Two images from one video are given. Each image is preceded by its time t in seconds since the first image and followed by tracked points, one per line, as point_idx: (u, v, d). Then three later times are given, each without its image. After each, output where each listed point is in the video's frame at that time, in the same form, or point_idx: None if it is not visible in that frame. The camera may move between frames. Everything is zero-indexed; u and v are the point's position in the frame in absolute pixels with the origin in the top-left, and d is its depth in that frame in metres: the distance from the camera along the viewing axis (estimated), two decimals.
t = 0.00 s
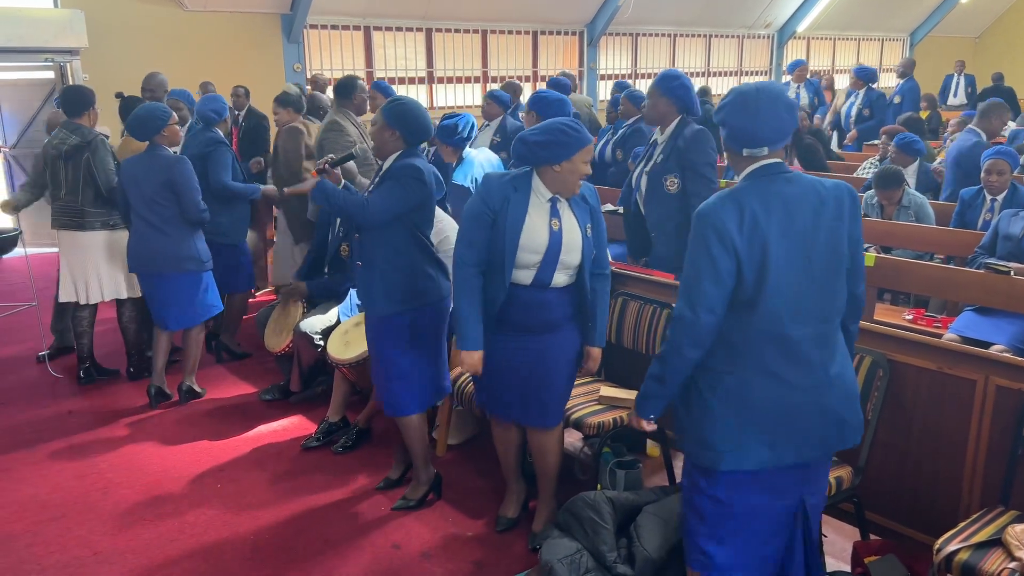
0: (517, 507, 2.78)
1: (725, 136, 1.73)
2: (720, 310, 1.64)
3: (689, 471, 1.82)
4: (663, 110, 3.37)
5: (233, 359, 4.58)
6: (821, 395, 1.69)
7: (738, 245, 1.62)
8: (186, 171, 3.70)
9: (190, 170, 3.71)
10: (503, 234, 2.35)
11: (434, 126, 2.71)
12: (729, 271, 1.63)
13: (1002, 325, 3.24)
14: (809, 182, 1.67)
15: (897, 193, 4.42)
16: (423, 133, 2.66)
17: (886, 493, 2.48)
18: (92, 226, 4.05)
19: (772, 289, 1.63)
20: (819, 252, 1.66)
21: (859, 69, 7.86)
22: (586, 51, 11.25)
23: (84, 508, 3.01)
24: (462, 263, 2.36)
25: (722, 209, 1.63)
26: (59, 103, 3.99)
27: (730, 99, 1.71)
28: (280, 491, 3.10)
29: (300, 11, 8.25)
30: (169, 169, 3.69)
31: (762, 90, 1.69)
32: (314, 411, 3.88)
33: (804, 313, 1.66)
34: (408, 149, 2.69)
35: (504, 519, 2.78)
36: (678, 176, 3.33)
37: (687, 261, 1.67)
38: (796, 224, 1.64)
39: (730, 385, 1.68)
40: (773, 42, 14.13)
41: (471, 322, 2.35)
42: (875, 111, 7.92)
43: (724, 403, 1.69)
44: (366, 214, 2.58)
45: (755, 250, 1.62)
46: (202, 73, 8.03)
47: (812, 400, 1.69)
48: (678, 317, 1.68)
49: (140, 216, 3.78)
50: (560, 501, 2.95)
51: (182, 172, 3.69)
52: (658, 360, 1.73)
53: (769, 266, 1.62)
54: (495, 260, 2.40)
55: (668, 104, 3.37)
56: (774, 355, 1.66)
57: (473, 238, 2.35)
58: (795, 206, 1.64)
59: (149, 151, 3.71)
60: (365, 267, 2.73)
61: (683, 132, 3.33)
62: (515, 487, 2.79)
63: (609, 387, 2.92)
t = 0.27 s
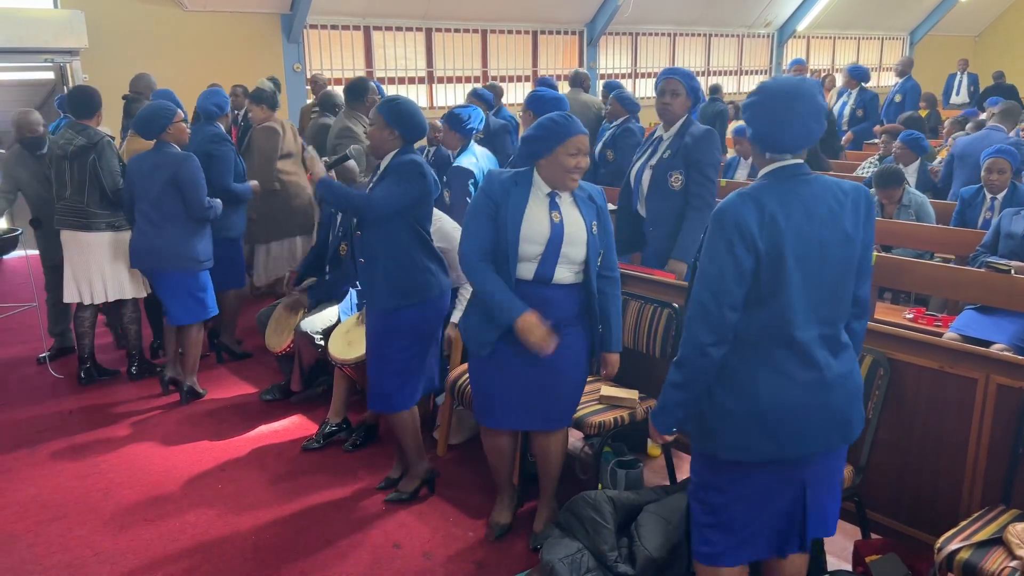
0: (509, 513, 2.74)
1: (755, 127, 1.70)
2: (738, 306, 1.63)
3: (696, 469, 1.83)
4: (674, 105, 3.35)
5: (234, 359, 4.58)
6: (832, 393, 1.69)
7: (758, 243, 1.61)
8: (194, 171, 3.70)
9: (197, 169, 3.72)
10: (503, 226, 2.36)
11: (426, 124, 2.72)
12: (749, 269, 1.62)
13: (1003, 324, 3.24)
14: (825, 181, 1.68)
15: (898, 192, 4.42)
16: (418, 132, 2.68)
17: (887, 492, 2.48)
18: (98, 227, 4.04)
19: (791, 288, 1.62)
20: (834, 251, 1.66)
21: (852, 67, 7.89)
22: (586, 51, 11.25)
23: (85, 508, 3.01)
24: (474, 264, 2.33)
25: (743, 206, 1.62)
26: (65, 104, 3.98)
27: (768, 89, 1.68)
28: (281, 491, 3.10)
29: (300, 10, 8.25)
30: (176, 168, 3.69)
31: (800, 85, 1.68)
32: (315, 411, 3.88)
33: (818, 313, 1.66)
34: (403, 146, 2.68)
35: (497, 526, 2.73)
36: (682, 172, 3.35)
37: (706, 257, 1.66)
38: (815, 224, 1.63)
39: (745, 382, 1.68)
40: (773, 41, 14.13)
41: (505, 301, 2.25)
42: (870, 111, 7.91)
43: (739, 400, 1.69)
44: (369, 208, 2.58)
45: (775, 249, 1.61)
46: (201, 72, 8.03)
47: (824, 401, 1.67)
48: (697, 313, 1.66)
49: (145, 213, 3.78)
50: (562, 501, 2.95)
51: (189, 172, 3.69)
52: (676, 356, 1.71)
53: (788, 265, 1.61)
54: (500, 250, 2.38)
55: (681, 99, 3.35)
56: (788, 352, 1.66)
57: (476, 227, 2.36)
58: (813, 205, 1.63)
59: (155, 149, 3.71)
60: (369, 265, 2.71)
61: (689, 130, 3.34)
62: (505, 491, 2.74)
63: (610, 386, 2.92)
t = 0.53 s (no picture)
0: (507, 515, 2.75)
1: (768, 126, 1.66)
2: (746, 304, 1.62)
3: (696, 469, 1.84)
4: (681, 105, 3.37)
5: (234, 359, 4.58)
6: (836, 392, 1.68)
7: (767, 240, 1.59)
8: (192, 170, 3.70)
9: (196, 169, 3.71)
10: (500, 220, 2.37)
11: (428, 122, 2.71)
12: (755, 267, 1.61)
13: (1001, 323, 3.24)
14: (830, 181, 1.67)
15: (896, 192, 4.41)
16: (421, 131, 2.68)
17: (886, 492, 2.48)
18: (98, 228, 4.05)
19: (798, 287, 1.61)
20: (838, 250, 1.65)
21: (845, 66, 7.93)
22: (585, 51, 11.25)
23: (84, 509, 3.01)
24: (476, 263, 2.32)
25: (750, 203, 1.61)
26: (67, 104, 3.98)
27: (779, 87, 1.65)
28: (281, 492, 3.10)
29: (298, 10, 8.24)
30: (175, 167, 3.68)
31: (809, 82, 1.66)
32: (315, 411, 3.88)
33: (823, 312, 1.66)
34: (405, 142, 2.69)
35: (493, 530, 2.73)
36: (689, 173, 3.34)
37: (713, 253, 1.64)
38: (821, 222, 1.62)
39: (750, 380, 1.67)
40: (772, 40, 14.14)
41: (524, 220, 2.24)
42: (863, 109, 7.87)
43: (744, 399, 1.68)
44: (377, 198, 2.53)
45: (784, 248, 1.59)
46: (200, 73, 8.03)
47: (824, 400, 1.67)
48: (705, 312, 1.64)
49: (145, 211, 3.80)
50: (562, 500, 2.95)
51: (188, 171, 3.69)
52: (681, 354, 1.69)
53: (793, 263, 1.59)
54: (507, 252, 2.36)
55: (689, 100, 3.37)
56: (794, 351, 1.65)
57: (478, 219, 2.36)
58: (819, 203, 1.63)
59: (153, 147, 3.71)
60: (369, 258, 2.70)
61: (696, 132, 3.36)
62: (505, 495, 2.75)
63: (609, 386, 2.92)
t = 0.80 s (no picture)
0: (500, 516, 2.72)
1: (776, 130, 1.65)
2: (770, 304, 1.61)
3: (696, 469, 1.83)
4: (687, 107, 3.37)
5: (233, 360, 4.57)
6: (844, 391, 1.72)
7: (792, 239, 1.58)
8: (178, 177, 3.71)
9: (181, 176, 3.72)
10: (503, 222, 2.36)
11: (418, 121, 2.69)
12: (781, 266, 1.59)
13: (1000, 322, 3.24)
14: (840, 183, 1.69)
15: (894, 191, 4.42)
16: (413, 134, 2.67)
17: (885, 491, 2.48)
18: (97, 229, 4.05)
19: (818, 286, 1.62)
20: (849, 249, 1.68)
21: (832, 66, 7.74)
22: (582, 50, 11.26)
23: (82, 510, 3.01)
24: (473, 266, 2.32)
25: (774, 201, 1.59)
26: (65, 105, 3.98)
27: (780, 90, 1.64)
28: (280, 492, 3.10)
29: (296, 10, 8.24)
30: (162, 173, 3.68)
31: (802, 80, 1.67)
32: (314, 411, 3.88)
33: (838, 311, 1.67)
34: (401, 147, 2.68)
35: (492, 530, 2.71)
36: (700, 174, 3.35)
37: (735, 253, 1.61)
38: (837, 222, 1.64)
39: (768, 381, 1.66)
40: (769, 40, 14.16)
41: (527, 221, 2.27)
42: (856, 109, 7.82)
43: (760, 400, 1.67)
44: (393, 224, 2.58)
45: (808, 246, 1.59)
46: (198, 72, 8.02)
47: (833, 398, 1.70)
48: (729, 312, 1.61)
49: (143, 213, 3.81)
50: (561, 500, 2.94)
51: (173, 178, 3.69)
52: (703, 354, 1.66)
53: (815, 263, 1.60)
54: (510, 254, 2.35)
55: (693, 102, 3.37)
56: (811, 349, 1.66)
57: (478, 224, 2.35)
58: (834, 203, 1.65)
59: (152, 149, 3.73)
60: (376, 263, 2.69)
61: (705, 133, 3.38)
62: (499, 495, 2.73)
63: (608, 386, 2.92)
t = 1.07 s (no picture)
0: (495, 521, 2.70)
1: (791, 124, 1.62)
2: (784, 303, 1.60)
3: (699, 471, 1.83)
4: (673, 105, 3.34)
5: (231, 360, 4.57)
6: (845, 388, 1.75)
7: (806, 237, 1.59)
8: (170, 174, 3.73)
9: (175, 172, 3.74)
10: (494, 221, 2.36)
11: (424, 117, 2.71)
12: (795, 264, 1.59)
13: (997, 320, 3.25)
14: (842, 181, 1.70)
15: (892, 190, 4.42)
16: (415, 128, 2.67)
17: (883, 490, 2.49)
18: (97, 230, 4.04)
19: (828, 283, 1.63)
20: (852, 247, 1.70)
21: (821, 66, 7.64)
22: (580, 50, 11.26)
23: (79, 511, 3.01)
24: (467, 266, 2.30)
25: (788, 198, 1.59)
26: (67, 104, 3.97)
27: (798, 84, 1.62)
28: (278, 493, 3.10)
29: (293, 10, 8.23)
30: (155, 168, 3.71)
31: (813, 76, 1.67)
32: (312, 411, 3.87)
33: (841, 309, 1.70)
34: (405, 145, 2.69)
35: (490, 538, 2.68)
36: (696, 172, 3.34)
37: (749, 252, 1.60)
38: (843, 219, 1.66)
39: (776, 382, 1.66)
40: (767, 39, 14.17)
41: (517, 220, 2.26)
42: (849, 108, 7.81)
43: (770, 401, 1.67)
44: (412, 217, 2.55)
45: (820, 244, 1.60)
46: (195, 72, 8.01)
47: (836, 397, 1.73)
48: (746, 312, 1.60)
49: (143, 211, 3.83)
50: (560, 500, 2.94)
51: (166, 174, 3.72)
52: (716, 355, 1.64)
53: (826, 262, 1.61)
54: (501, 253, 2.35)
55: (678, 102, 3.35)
56: (817, 347, 1.67)
57: (466, 223, 2.34)
58: (839, 200, 1.67)
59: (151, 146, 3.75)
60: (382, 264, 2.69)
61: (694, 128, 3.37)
62: (490, 502, 2.69)
63: (606, 385, 2.92)
